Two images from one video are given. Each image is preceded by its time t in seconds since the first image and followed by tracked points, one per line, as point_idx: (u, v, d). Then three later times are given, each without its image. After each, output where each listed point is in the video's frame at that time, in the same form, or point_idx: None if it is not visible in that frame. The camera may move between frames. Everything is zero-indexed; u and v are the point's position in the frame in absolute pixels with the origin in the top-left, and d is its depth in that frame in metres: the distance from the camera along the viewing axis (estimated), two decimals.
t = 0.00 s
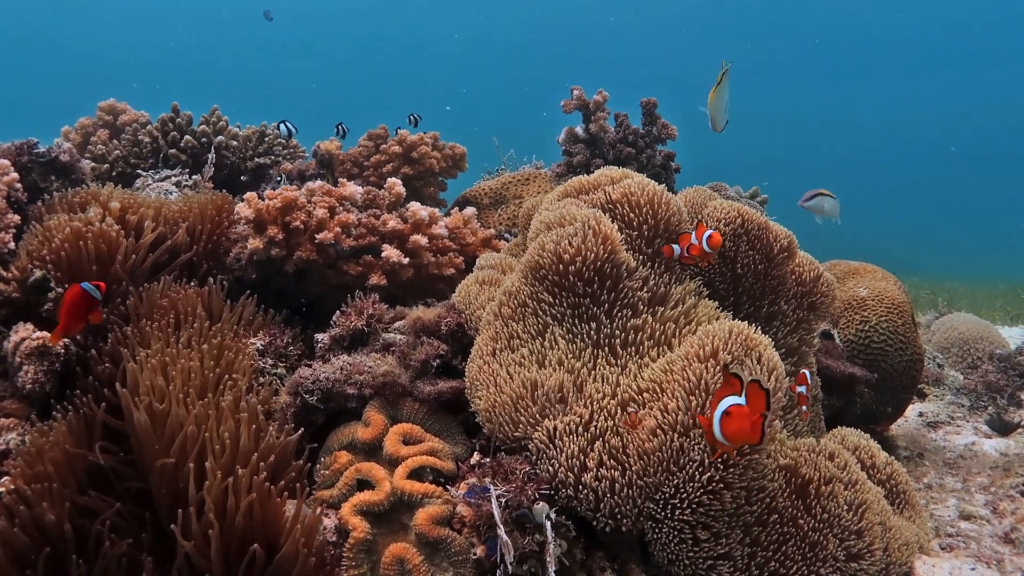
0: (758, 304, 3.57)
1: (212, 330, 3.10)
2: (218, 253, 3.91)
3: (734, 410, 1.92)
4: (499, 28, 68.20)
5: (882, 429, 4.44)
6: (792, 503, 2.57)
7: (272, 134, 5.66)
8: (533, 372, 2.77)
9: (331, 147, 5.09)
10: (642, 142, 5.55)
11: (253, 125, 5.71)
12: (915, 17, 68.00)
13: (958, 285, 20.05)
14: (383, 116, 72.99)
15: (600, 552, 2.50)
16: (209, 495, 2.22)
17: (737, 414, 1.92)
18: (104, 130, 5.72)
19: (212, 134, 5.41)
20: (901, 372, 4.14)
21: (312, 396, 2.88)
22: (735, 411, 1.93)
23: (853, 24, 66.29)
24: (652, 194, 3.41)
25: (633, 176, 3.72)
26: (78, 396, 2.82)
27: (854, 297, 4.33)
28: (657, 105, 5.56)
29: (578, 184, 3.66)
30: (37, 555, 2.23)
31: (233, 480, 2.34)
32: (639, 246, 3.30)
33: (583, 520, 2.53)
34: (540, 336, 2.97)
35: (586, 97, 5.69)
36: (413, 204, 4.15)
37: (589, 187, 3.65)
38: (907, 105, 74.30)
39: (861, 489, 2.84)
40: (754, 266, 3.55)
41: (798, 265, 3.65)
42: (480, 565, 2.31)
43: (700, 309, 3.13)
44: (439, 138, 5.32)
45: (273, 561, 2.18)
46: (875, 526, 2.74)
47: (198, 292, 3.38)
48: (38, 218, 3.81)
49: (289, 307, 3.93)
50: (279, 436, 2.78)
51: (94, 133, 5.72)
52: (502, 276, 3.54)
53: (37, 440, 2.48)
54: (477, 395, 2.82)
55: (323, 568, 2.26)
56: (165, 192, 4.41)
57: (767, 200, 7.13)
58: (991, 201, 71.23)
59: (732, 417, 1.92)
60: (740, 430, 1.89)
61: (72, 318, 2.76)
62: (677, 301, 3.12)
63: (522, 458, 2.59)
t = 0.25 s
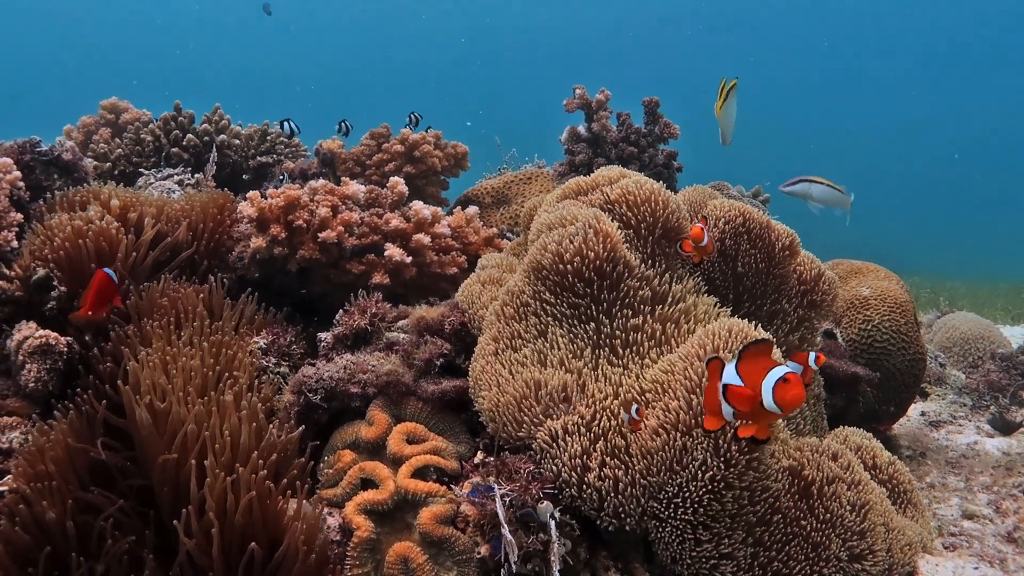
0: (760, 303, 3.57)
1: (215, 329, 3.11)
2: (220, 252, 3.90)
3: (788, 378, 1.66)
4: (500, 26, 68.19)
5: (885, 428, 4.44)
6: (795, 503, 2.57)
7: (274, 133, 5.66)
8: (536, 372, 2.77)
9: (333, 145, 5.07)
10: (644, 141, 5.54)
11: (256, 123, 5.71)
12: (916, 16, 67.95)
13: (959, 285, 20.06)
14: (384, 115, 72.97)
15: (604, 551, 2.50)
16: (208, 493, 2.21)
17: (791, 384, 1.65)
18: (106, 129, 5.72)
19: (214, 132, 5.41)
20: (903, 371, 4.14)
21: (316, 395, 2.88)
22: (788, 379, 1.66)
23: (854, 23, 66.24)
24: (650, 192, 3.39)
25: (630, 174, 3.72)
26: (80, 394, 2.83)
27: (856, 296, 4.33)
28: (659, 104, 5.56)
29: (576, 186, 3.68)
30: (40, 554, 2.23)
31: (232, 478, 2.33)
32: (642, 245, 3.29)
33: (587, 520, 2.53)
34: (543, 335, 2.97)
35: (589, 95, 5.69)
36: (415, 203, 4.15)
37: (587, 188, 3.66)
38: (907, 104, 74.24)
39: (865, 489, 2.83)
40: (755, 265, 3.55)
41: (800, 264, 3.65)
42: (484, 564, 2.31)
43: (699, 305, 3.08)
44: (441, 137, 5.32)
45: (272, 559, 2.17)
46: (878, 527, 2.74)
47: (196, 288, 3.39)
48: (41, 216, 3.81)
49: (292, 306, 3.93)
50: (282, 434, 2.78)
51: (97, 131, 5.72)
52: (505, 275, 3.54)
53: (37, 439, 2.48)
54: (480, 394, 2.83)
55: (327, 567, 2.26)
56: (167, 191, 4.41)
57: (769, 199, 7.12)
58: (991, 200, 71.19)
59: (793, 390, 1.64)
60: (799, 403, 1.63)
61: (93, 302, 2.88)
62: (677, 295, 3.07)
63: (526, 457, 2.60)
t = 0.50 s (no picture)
0: (761, 305, 3.58)
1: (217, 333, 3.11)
2: (223, 254, 3.88)
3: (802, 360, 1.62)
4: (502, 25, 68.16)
5: (887, 430, 4.43)
6: (798, 507, 2.57)
7: (277, 134, 5.66)
8: (539, 375, 2.77)
9: (336, 147, 5.04)
10: (647, 143, 5.54)
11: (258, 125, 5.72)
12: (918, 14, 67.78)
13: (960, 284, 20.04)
14: (385, 114, 73.02)
15: (607, 554, 2.51)
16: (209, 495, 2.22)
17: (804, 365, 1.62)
18: (109, 130, 5.73)
19: (217, 133, 5.40)
20: (906, 373, 4.14)
21: (319, 398, 2.89)
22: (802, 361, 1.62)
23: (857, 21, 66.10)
24: (647, 195, 3.44)
25: (627, 177, 3.74)
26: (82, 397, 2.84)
27: (859, 298, 4.32)
28: (662, 105, 5.55)
29: (574, 192, 3.68)
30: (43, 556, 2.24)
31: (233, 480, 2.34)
32: (644, 247, 3.30)
33: (590, 522, 2.53)
34: (546, 339, 2.98)
35: (592, 96, 5.68)
36: (418, 205, 4.15)
37: (585, 194, 3.67)
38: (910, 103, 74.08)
39: (867, 493, 2.83)
40: (757, 268, 3.54)
41: (801, 266, 3.65)
42: (488, 566, 2.32)
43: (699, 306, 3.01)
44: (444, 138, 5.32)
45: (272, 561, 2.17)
46: (881, 530, 2.74)
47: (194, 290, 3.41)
48: (45, 219, 3.82)
49: (295, 308, 3.93)
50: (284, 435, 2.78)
51: (100, 133, 5.73)
52: (508, 278, 3.53)
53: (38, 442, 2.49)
54: (483, 397, 2.83)
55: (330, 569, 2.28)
56: (170, 193, 4.42)
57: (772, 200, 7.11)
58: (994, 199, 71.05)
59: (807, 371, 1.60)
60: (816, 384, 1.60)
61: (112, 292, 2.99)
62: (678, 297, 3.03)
63: (529, 460, 2.60)
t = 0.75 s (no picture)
0: (760, 307, 3.58)
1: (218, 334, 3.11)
2: (223, 255, 3.87)
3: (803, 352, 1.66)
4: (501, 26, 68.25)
5: (887, 431, 4.43)
6: (798, 508, 2.57)
7: (277, 134, 5.66)
8: (540, 376, 2.77)
9: (336, 147, 5.03)
10: (647, 143, 5.54)
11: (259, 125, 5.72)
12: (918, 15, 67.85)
13: (959, 285, 20.04)
14: (384, 115, 73.05)
15: (607, 555, 2.51)
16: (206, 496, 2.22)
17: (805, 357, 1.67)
18: (109, 130, 5.73)
19: (217, 134, 5.41)
20: (906, 374, 4.14)
21: (320, 398, 2.89)
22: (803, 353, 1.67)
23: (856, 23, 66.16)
24: (641, 195, 3.44)
25: (625, 178, 3.73)
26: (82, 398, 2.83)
27: (859, 299, 4.33)
28: (662, 106, 5.55)
29: (573, 194, 3.68)
30: (43, 557, 2.24)
31: (231, 481, 2.34)
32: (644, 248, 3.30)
33: (591, 523, 2.53)
34: (546, 340, 2.98)
35: (592, 97, 5.68)
36: (418, 206, 4.15)
37: (584, 196, 3.67)
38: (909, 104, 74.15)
39: (868, 495, 2.83)
40: (758, 270, 3.54)
41: (802, 267, 3.64)
42: (488, 567, 2.31)
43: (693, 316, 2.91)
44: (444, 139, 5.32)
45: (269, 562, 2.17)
46: (881, 531, 2.74)
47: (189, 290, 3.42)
48: (45, 219, 3.82)
49: (295, 309, 3.94)
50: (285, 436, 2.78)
51: (100, 133, 5.73)
52: (508, 279, 3.53)
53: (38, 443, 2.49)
54: (484, 398, 2.83)
55: (331, 570, 2.28)
56: (170, 194, 4.41)
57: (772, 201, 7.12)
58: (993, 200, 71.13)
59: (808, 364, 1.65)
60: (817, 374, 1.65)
61: (119, 287, 3.04)
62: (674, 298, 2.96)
63: (530, 461, 2.60)
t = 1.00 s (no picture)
0: (759, 310, 3.59)
1: (217, 336, 3.12)
2: (222, 257, 3.87)
3: (789, 374, 1.78)
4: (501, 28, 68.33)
5: (886, 434, 4.43)
6: (797, 511, 2.57)
7: (276, 137, 5.66)
8: (538, 380, 2.77)
9: (335, 150, 5.03)
10: (645, 146, 5.55)
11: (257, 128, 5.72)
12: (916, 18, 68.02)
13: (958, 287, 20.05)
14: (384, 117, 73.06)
15: (605, 558, 2.51)
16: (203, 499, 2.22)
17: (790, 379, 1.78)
18: (108, 133, 5.73)
19: (216, 136, 5.41)
20: (904, 377, 4.14)
21: (318, 401, 2.89)
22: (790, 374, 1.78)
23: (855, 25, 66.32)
24: (644, 201, 3.44)
25: (625, 182, 3.74)
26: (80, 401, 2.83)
27: (857, 302, 4.33)
28: (661, 109, 5.57)
29: (573, 198, 3.69)
30: (39, 560, 2.23)
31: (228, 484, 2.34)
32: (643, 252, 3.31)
33: (588, 527, 2.53)
34: (545, 343, 2.98)
35: (590, 100, 5.69)
36: (417, 208, 4.16)
37: (583, 200, 3.68)
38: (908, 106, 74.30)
39: (866, 497, 2.83)
40: (757, 274, 3.54)
41: (802, 271, 3.64)
42: (486, 570, 2.32)
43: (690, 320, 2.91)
44: (443, 141, 5.33)
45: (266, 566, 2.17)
46: (880, 534, 2.74)
47: (185, 291, 3.40)
48: (44, 221, 3.82)
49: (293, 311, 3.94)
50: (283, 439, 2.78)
51: (99, 136, 5.74)
52: (506, 282, 3.54)
53: (35, 446, 2.49)
54: (481, 401, 2.83)
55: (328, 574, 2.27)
56: (169, 196, 4.42)
57: (771, 204, 7.12)
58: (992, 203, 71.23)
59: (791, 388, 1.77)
60: (796, 399, 1.78)
61: (121, 284, 2.88)
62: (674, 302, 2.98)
63: (528, 464, 2.60)
